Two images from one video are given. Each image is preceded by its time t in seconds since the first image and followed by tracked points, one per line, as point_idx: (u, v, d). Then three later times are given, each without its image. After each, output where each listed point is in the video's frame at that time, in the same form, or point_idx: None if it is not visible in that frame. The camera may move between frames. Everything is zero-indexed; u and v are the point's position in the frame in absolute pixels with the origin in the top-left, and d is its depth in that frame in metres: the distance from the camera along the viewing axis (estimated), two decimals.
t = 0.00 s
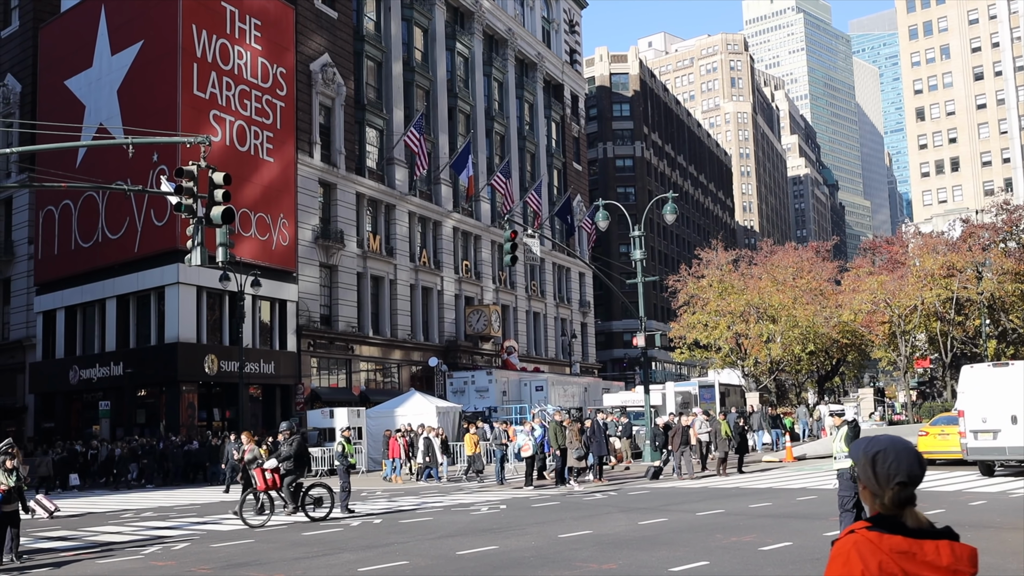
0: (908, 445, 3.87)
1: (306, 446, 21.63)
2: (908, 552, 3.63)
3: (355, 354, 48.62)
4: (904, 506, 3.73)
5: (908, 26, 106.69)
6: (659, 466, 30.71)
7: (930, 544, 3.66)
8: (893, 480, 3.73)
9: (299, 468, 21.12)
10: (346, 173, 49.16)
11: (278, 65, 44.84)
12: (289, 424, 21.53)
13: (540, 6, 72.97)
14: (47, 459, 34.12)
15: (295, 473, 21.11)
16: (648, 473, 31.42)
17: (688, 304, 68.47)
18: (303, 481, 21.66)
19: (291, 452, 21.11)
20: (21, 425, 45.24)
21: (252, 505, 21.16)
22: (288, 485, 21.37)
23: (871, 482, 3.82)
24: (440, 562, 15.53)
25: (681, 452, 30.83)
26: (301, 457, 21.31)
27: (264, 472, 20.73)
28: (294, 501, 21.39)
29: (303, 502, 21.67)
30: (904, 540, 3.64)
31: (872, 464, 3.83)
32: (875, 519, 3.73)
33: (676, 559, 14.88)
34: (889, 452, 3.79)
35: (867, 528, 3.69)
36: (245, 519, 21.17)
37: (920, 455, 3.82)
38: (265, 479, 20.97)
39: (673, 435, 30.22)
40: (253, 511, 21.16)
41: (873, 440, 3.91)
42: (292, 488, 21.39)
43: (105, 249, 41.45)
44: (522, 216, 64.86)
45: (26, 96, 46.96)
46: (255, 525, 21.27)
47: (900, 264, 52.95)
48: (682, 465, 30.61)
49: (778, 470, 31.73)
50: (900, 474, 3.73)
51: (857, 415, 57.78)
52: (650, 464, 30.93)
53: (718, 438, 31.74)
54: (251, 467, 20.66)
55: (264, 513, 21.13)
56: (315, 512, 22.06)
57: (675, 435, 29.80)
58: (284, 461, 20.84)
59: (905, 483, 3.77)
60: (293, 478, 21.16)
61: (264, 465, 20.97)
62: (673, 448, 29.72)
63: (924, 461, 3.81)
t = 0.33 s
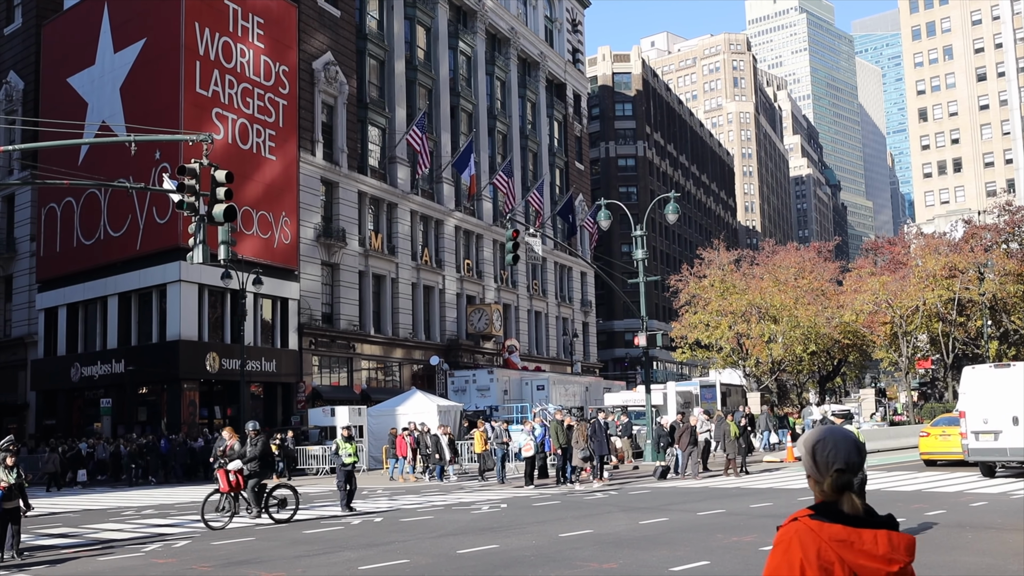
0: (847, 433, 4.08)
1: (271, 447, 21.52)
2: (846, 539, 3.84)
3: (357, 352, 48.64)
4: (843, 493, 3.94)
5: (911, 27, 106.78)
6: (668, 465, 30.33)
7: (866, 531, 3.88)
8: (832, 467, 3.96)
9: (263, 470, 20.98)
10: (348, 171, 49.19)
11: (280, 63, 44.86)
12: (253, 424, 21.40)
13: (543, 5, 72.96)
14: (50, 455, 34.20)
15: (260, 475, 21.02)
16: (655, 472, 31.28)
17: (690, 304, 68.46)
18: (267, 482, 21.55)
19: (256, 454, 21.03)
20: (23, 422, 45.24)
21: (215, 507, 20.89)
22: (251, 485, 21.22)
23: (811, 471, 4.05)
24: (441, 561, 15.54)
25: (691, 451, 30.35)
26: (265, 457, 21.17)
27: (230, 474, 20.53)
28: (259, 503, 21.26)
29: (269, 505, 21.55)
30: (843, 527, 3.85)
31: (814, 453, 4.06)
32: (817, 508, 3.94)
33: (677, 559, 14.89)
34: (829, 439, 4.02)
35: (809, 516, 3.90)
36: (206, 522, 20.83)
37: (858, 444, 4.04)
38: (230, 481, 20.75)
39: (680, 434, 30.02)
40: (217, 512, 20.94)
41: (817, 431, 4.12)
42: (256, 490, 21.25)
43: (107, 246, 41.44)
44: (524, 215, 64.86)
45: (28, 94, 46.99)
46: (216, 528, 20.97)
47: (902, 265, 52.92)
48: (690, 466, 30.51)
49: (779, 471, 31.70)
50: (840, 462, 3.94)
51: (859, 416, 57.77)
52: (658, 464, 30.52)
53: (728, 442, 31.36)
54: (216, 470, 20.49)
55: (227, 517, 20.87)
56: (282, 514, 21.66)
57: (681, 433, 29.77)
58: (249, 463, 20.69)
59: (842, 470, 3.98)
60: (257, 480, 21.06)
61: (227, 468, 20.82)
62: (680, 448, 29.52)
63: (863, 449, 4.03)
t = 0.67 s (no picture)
0: (819, 428, 4.26)
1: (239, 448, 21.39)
2: (809, 531, 3.83)
3: (357, 352, 48.64)
4: (812, 483, 4.05)
5: (911, 27, 106.74)
6: (676, 466, 30.31)
7: (830, 523, 3.88)
8: (801, 459, 4.11)
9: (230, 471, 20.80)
10: (348, 171, 49.18)
11: (280, 62, 44.84)
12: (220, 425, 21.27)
13: (543, 4, 72.91)
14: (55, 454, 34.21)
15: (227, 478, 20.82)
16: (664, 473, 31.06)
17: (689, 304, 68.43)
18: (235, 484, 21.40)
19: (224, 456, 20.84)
20: (22, 421, 45.17)
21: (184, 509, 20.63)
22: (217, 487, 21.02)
23: (784, 461, 4.17)
24: (439, 561, 15.53)
25: (697, 450, 30.26)
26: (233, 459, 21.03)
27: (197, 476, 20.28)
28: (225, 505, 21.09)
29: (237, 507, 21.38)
30: (808, 517, 3.84)
31: (784, 446, 4.22)
32: (784, 499, 3.94)
33: (676, 559, 14.89)
34: (798, 433, 4.20)
35: (774, 506, 3.88)
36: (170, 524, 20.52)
37: (828, 439, 4.21)
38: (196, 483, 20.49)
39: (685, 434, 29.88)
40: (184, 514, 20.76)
41: (789, 426, 4.30)
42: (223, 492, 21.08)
43: (107, 245, 41.44)
44: (524, 215, 64.81)
45: (28, 93, 46.99)
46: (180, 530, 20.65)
47: (901, 265, 52.89)
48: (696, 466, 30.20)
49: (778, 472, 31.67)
50: (808, 454, 4.10)
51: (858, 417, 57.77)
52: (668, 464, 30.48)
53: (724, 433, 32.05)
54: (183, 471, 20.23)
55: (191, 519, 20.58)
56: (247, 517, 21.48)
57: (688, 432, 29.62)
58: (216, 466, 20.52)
59: (812, 462, 4.11)
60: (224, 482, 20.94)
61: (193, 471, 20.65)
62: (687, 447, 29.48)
63: (829, 445, 4.20)
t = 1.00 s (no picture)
0: (811, 429, 4.34)
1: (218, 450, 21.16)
2: (802, 529, 3.80)
3: (362, 351, 48.65)
4: (807, 482, 4.04)
5: (918, 27, 106.53)
6: (686, 465, 30.30)
7: (825, 522, 3.86)
8: (795, 458, 4.16)
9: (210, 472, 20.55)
10: (354, 170, 49.19)
11: (286, 61, 44.87)
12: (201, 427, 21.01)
13: (549, 4, 72.88)
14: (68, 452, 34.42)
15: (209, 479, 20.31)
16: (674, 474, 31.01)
17: (695, 304, 68.40)
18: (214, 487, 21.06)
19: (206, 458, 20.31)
20: (28, 420, 45.22)
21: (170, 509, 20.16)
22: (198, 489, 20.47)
23: (777, 461, 4.25)
24: (445, 561, 15.53)
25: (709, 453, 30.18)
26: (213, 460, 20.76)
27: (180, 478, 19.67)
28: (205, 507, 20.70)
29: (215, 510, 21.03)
30: (806, 517, 3.82)
31: (777, 448, 4.31)
32: (778, 497, 3.93)
33: (682, 559, 14.88)
34: (792, 435, 4.28)
35: (769, 504, 3.89)
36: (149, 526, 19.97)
37: (821, 440, 4.28)
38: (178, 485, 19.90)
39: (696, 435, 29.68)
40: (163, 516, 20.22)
41: (782, 426, 4.41)
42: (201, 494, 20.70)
43: (113, 244, 41.50)
44: (530, 215, 64.82)
45: (35, 92, 47.04)
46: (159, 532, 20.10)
47: (908, 266, 52.81)
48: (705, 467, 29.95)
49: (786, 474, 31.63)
50: (802, 454, 4.14)
51: (865, 418, 57.71)
52: (679, 464, 30.87)
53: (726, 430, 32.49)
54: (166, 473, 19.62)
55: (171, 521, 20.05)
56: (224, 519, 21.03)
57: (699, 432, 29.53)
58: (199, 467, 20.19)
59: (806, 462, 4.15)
60: (205, 483, 20.60)
61: (174, 472, 20.21)
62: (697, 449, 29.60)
63: (822, 444, 4.27)
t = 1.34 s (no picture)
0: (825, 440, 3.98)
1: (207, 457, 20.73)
2: (812, 543, 3.69)
3: (372, 356, 48.66)
4: (825, 499, 3.82)
5: (928, 31, 106.22)
6: (703, 471, 30.19)
7: (834, 532, 3.77)
8: (819, 471, 3.85)
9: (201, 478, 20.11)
10: (363, 176, 49.25)
11: (295, 67, 44.96)
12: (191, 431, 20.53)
13: (558, 9, 72.98)
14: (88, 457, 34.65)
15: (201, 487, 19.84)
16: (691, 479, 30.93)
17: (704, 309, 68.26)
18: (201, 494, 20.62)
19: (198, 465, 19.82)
20: (39, 425, 45.32)
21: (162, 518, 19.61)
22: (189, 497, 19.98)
23: (793, 473, 3.89)
24: (455, 566, 15.51)
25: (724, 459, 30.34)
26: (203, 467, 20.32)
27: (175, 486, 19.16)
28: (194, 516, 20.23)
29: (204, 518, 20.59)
30: (818, 530, 3.71)
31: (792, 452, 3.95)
32: (786, 507, 3.81)
33: (692, 565, 14.84)
34: (815, 447, 3.90)
35: (776, 515, 3.77)
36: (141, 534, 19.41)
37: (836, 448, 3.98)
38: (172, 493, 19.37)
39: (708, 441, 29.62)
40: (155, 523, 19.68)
41: (792, 435, 4.00)
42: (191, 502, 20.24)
43: (124, 250, 41.60)
44: (539, 220, 64.81)
45: (46, 98, 47.22)
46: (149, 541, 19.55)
47: (918, 270, 52.63)
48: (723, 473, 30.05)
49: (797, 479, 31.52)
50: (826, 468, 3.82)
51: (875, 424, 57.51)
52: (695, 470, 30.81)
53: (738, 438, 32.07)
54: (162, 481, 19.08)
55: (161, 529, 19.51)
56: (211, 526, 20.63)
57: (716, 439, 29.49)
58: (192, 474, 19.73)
59: (829, 475, 3.87)
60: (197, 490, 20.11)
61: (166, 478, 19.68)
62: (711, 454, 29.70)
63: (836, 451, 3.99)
